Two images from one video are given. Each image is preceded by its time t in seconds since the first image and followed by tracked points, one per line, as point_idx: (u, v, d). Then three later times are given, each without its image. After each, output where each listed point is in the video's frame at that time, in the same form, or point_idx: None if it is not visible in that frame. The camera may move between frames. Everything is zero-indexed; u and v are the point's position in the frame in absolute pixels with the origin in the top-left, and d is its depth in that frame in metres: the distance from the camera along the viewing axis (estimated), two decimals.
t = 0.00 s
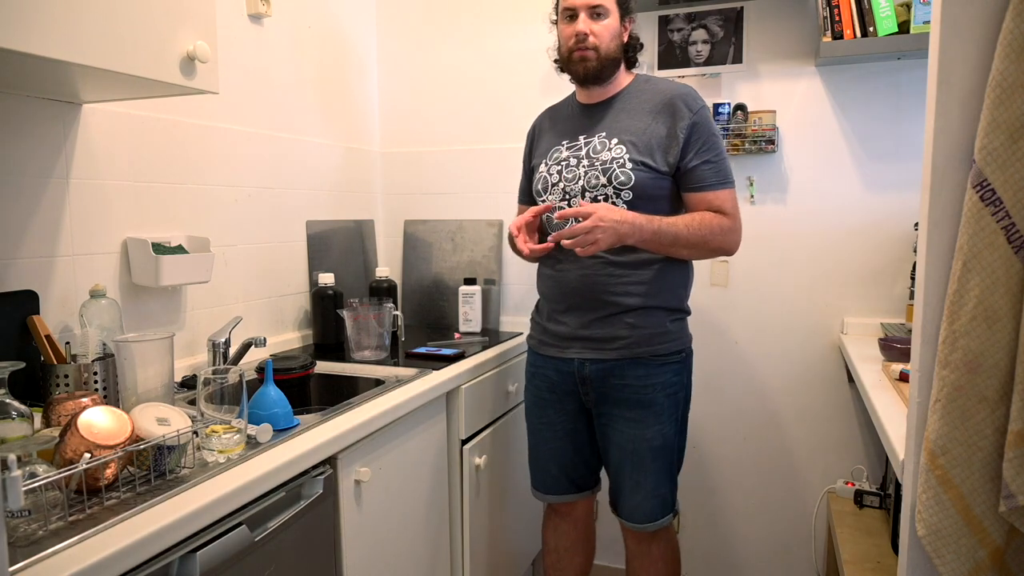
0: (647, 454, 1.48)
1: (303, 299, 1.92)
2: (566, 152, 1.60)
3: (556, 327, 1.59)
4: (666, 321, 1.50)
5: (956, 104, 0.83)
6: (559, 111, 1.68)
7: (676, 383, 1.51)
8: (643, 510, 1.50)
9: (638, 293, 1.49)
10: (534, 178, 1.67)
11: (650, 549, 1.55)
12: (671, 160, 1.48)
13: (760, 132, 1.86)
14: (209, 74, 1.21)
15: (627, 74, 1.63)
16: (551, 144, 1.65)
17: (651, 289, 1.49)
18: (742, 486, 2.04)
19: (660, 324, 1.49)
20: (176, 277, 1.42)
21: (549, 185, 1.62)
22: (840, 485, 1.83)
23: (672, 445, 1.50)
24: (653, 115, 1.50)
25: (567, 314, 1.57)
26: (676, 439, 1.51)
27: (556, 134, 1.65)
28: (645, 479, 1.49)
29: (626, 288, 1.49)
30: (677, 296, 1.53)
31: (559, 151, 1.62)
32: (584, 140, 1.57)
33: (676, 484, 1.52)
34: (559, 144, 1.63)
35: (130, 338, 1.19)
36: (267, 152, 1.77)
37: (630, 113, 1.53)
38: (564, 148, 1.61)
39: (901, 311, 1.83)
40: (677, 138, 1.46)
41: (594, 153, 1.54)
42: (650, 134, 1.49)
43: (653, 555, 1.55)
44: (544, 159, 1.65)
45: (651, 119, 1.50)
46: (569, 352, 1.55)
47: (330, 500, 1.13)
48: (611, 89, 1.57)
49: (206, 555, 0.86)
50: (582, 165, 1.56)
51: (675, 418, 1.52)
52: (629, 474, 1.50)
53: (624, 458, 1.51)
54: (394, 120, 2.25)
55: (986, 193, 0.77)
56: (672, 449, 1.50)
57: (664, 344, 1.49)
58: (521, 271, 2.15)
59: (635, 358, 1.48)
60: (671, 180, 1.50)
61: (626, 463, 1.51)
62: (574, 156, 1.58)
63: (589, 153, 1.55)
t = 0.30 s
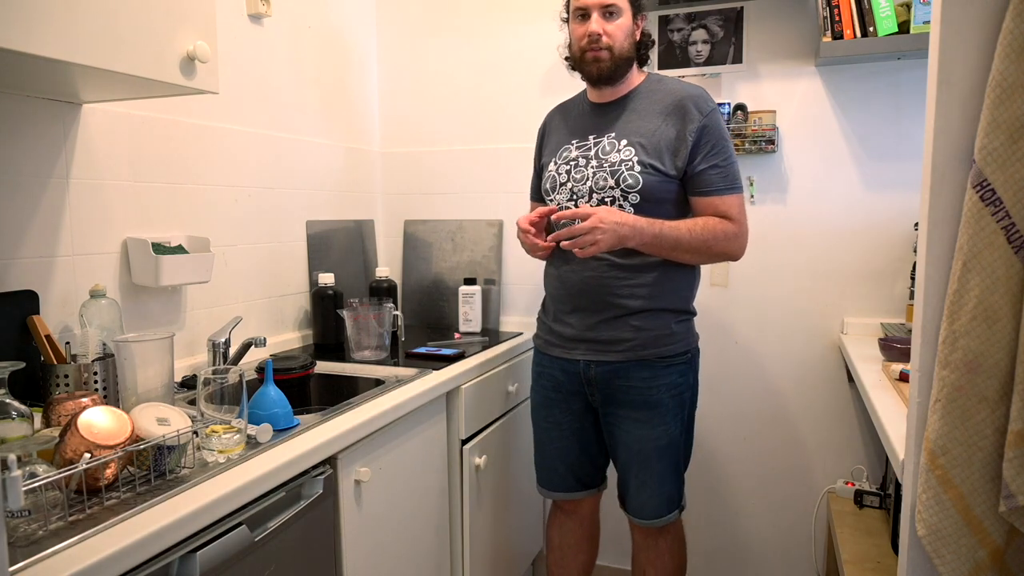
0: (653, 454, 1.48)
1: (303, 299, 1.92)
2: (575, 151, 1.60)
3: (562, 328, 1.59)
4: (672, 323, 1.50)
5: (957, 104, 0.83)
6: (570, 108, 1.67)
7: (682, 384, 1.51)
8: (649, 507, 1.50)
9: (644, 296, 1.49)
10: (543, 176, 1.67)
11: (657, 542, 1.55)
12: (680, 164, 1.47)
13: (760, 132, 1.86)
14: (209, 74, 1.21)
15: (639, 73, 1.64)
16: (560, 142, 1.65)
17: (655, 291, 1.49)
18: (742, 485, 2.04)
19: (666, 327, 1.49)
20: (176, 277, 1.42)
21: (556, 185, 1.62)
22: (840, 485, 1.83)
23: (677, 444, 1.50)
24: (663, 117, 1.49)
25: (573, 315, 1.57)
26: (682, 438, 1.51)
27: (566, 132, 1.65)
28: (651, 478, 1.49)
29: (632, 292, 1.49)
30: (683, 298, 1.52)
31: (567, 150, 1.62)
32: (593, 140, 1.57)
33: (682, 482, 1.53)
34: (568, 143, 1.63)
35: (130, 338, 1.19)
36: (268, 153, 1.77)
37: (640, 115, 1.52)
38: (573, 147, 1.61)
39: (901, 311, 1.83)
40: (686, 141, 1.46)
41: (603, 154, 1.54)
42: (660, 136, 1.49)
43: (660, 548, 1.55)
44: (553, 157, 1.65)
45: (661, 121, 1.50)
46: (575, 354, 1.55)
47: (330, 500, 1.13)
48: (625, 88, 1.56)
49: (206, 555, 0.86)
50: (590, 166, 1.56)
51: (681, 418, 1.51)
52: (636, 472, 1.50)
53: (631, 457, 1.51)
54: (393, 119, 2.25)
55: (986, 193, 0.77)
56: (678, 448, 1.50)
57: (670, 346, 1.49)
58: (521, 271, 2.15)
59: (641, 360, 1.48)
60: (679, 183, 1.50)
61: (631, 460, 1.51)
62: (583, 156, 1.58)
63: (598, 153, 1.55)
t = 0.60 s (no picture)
0: (655, 452, 1.49)
1: (303, 299, 1.92)
2: (579, 151, 1.60)
3: (565, 328, 1.58)
4: (675, 323, 1.51)
5: (956, 104, 0.83)
6: (572, 107, 1.67)
7: (683, 382, 1.52)
8: (652, 504, 1.50)
9: (649, 296, 1.49)
10: (546, 176, 1.66)
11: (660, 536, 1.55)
12: (685, 165, 1.48)
13: (760, 132, 1.86)
14: (209, 74, 1.22)
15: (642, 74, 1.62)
16: (563, 141, 1.64)
17: (657, 290, 1.49)
18: (742, 485, 2.04)
19: (668, 326, 1.50)
20: (176, 277, 1.41)
21: (560, 184, 1.62)
22: (840, 485, 1.83)
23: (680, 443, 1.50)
24: (669, 118, 1.50)
25: (575, 314, 1.57)
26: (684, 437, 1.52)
27: (569, 131, 1.64)
28: (654, 476, 1.49)
29: (635, 292, 1.49)
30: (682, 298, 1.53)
31: (571, 150, 1.62)
32: (598, 141, 1.57)
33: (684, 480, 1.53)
34: (572, 143, 1.62)
35: (131, 338, 1.18)
36: (268, 153, 1.77)
37: (645, 116, 1.52)
38: (577, 148, 1.61)
39: (901, 311, 1.83)
40: (691, 142, 1.46)
41: (610, 154, 1.54)
42: (666, 138, 1.49)
43: (664, 542, 1.55)
44: (556, 157, 1.64)
45: (666, 122, 1.50)
46: (578, 355, 1.54)
47: (330, 500, 1.13)
48: (630, 91, 1.56)
49: (206, 555, 0.86)
50: (596, 167, 1.56)
51: (683, 418, 1.51)
52: (638, 470, 1.51)
53: (633, 456, 1.51)
54: (393, 119, 2.25)
55: (986, 193, 0.77)
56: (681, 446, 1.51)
57: (671, 346, 1.49)
58: (521, 271, 2.15)
59: (645, 360, 1.48)
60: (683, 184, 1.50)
61: (635, 457, 1.51)
62: (588, 157, 1.57)
63: (604, 154, 1.55)
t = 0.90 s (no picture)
0: (595, 432, 1.63)
1: (303, 299, 1.92)
2: (534, 158, 1.71)
3: (523, 318, 1.73)
4: (620, 313, 1.65)
5: (956, 104, 0.83)
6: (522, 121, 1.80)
7: (625, 369, 1.66)
8: (585, 487, 1.62)
9: (604, 288, 1.64)
10: (503, 184, 1.76)
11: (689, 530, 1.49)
12: (637, 157, 1.64)
13: (760, 132, 1.85)
14: (209, 74, 1.21)
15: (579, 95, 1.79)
16: (519, 150, 1.76)
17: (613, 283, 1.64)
18: (743, 486, 2.04)
19: (613, 315, 1.65)
20: (175, 278, 1.41)
21: (518, 188, 1.72)
22: (840, 485, 1.83)
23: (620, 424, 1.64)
24: (612, 122, 1.65)
25: (530, 305, 1.72)
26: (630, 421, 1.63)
27: (521, 143, 1.76)
28: (593, 458, 1.62)
29: (598, 285, 1.63)
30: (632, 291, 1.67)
31: (527, 156, 1.73)
32: (549, 147, 1.70)
33: (618, 461, 1.66)
34: (527, 151, 1.74)
35: (131, 338, 1.17)
36: (268, 153, 1.77)
37: (593, 121, 1.67)
38: (531, 155, 1.72)
39: (901, 312, 1.83)
40: (639, 137, 1.64)
41: (561, 157, 1.67)
42: (609, 138, 1.64)
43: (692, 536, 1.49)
44: (512, 165, 1.75)
45: (611, 125, 1.65)
46: (532, 341, 1.70)
47: (330, 500, 1.13)
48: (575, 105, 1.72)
49: (206, 555, 0.86)
50: (549, 169, 1.67)
51: (625, 405, 1.67)
52: (578, 452, 1.64)
53: (574, 438, 1.65)
54: (393, 120, 2.25)
55: (986, 193, 0.77)
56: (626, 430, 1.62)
57: (614, 334, 1.64)
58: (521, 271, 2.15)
59: (589, 343, 1.63)
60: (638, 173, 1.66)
61: (577, 443, 1.64)
62: (542, 162, 1.69)
63: (555, 158, 1.67)
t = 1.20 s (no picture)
0: (593, 432, 1.63)
1: (303, 299, 1.92)
2: (533, 158, 1.71)
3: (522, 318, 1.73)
4: (619, 315, 1.65)
5: (956, 104, 0.83)
6: (521, 121, 1.80)
7: (623, 369, 1.66)
8: (584, 486, 1.62)
9: (602, 288, 1.64)
10: (501, 184, 1.76)
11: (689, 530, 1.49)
12: (636, 159, 1.63)
13: (760, 132, 1.85)
14: (209, 74, 1.21)
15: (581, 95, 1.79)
16: (518, 150, 1.76)
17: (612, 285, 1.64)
18: (743, 486, 2.04)
19: (612, 316, 1.65)
20: (176, 278, 1.41)
21: (517, 189, 1.72)
22: (840, 485, 1.83)
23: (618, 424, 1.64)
24: (611, 124, 1.65)
25: (528, 306, 1.72)
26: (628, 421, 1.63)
27: (520, 143, 1.76)
28: (592, 457, 1.63)
29: (596, 285, 1.64)
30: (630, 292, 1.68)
31: (526, 157, 1.73)
32: (548, 148, 1.70)
33: (617, 460, 1.66)
34: (526, 151, 1.74)
35: (131, 338, 1.17)
36: (268, 153, 1.77)
37: (592, 123, 1.67)
38: (530, 155, 1.72)
39: (901, 312, 1.83)
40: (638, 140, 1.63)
41: (560, 158, 1.67)
42: (607, 140, 1.64)
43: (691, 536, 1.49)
44: (511, 165, 1.75)
45: (610, 127, 1.65)
46: (530, 341, 1.70)
47: (330, 500, 1.13)
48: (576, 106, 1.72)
49: (206, 556, 0.86)
50: (548, 170, 1.67)
51: (624, 405, 1.67)
52: (577, 451, 1.64)
53: (573, 437, 1.65)
54: (393, 120, 2.25)
55: (986, 193, 0.77)
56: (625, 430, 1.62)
57: (613, 334, 1.64)
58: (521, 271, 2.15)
59: (588, 344, 1.63)
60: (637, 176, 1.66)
61: (576, 442, 1.64)
62: (540, 162, 1.69)
63: (554, 158, 1.67)
